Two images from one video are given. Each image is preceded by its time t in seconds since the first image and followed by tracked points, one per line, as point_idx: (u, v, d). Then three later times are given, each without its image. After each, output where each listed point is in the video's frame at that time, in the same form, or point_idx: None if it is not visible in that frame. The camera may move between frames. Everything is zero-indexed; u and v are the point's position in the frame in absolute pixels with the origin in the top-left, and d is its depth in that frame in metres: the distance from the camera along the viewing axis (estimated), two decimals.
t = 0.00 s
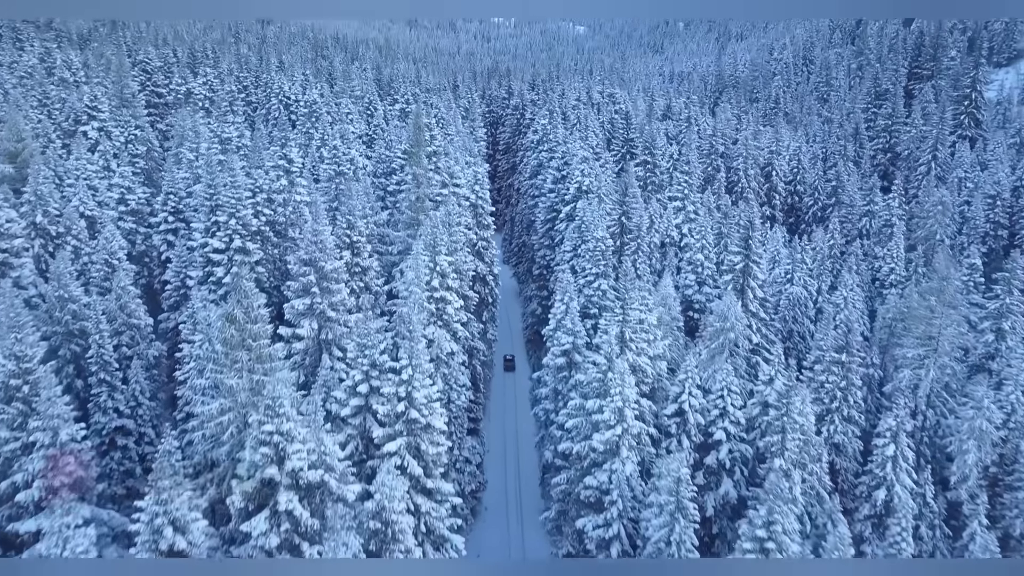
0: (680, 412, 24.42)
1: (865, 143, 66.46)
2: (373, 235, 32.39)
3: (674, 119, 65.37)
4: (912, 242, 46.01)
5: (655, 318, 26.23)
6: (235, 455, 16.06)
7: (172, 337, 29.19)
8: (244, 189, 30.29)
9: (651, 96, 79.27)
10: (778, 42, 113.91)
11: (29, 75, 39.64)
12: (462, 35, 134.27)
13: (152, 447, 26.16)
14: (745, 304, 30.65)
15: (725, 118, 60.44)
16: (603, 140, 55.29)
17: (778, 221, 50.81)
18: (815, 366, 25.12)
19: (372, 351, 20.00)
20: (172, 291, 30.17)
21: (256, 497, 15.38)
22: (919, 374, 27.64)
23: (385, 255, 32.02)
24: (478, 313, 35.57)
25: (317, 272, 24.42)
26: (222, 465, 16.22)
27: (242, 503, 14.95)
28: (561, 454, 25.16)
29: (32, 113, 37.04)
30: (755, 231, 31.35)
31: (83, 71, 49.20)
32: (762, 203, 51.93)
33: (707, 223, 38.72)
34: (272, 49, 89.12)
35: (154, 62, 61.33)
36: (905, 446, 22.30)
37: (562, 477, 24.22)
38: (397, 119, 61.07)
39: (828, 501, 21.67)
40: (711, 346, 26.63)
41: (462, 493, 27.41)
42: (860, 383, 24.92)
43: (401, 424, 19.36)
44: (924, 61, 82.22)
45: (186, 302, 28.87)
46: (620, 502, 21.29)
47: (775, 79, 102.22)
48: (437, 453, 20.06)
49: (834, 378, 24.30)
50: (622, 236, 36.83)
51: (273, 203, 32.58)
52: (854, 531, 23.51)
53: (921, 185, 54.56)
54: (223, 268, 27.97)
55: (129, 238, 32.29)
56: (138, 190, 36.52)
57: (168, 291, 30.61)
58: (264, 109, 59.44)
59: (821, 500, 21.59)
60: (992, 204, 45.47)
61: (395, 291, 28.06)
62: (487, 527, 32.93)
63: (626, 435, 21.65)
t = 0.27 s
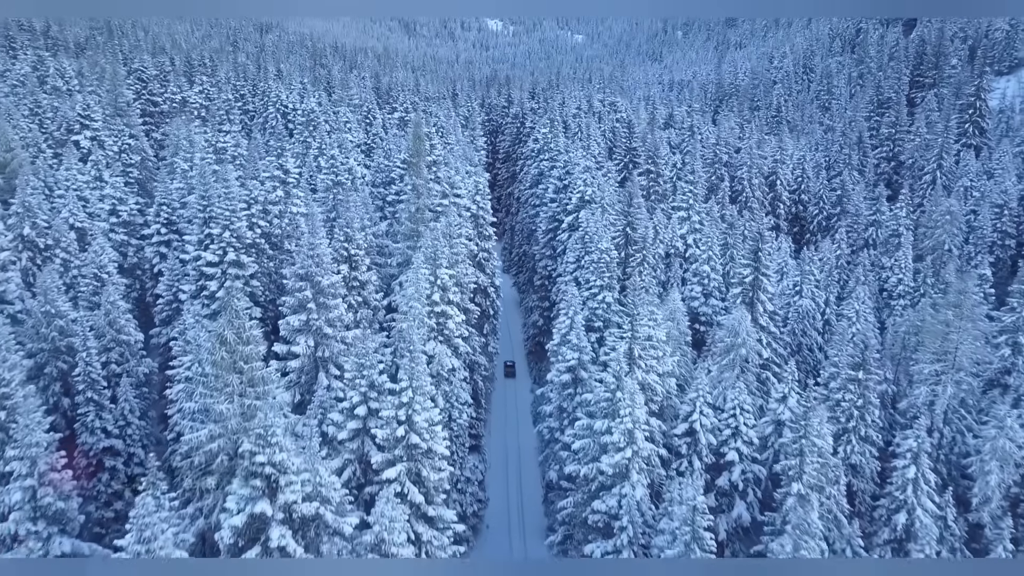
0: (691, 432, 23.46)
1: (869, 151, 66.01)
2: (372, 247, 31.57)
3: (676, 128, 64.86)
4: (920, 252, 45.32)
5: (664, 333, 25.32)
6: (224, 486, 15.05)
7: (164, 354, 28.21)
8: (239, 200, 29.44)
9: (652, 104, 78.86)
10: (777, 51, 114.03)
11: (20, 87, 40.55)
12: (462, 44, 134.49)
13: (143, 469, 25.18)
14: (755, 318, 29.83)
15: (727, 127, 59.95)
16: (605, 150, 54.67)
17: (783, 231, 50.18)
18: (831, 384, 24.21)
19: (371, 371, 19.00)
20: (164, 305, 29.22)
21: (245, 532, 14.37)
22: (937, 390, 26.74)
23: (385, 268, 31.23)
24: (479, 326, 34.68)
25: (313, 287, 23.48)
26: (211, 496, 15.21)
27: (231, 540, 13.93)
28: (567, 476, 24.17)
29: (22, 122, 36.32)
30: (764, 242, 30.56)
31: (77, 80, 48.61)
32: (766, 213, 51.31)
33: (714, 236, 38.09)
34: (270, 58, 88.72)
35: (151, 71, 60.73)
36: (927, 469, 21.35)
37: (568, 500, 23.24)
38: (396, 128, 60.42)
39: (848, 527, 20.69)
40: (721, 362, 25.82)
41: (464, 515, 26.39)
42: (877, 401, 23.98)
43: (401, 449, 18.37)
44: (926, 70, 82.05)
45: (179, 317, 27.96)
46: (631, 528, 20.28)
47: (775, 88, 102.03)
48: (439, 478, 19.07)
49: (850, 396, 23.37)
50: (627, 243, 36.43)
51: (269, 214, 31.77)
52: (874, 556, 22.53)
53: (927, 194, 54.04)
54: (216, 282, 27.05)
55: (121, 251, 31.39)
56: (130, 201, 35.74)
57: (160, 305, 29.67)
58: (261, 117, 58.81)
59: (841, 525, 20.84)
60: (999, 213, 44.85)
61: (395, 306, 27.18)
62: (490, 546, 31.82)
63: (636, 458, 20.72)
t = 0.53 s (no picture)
0: (700, 447, 22.66)
1: (872, 156, 65.59)
2: (371, 255, 30.85)
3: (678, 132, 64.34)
4: (927, 258, 44.74)
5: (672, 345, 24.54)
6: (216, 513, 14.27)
7: (157, 365, 27.44)
8: (235, 208, 28.70)
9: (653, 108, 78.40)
10: (778, 56, 113.94)
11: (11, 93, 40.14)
12: (461, 48, 134.11)
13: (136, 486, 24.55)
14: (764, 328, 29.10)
15: (730, 132, 59.45)
16: (606, 155, 54.11)
17: (788, 237, 49.68)
18: (844, 397, 23.47)
19: (370, 388, 18.15)
20: (158, 315, 28.48)
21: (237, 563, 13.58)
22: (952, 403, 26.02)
23: (385, 276, 30.52)
24: (481, 335, 33.92)
25: (310, 298, 22.71)
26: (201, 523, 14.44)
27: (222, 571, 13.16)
28: (573, 493, 23.42)
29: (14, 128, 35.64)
30: (773, 250, 29.91)
31: (71, 85, 47.87)
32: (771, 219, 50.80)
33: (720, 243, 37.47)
34: (267, 62, 88.11)
35: (146, 75, 60.03)
36: (946, 487, 20.60)
37: (574, 518, 22.45)
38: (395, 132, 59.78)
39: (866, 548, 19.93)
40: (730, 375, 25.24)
41: (466, 532, 25.58)
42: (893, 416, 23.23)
43: (401, 469, 17.58)
44: (927, 75, 81.69)
45: (173, 329, 27.24)
46: (641, 550, 19.51)
47: (776, 92, 101.67)
48: (441, 500, 18.30)
49: (865, 411, 22.60)
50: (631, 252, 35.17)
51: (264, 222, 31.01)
52: None
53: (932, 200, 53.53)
54: (211, 292, 26.30)
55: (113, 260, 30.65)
56: (123, 208, 34.59)
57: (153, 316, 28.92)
58: (258, 122, 58.16)
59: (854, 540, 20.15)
60: (1006, 219, 44.36)
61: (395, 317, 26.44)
62: (494, 553, 31.20)
63: (646, 477, 19.95)
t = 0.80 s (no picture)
0: (711, 463, 21.91)
1: (875, 159, 65.09)
2: (370, 262, 30.16)
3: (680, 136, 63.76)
4: (935, 263, 44.12)
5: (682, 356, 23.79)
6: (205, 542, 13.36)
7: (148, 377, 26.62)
8: (230, 213, 27.96)
9: (654, 111, 77.79)
10: (779, 58, 113.61)
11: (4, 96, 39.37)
12: (460, 50, 133.49)
13: (126, 502, 23.68)
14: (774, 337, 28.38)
15: (733, 135, 58.88)
16: (609, 159, 53.48)
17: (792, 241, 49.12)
18: (859, 410, 22.75)
19: (369, 405, 17.49)
20: (151, 325, 27.68)
21: None
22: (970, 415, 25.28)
23: (383, 284, 29.83)
24: (483, 343, 33.21)
25: (307, 309, 21.92)
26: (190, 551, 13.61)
27: None
28: (580, 511, 22.58)
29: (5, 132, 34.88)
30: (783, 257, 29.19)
31: (64, 87, 47.11)
32: (775, 223, 50.19)
33: (728, 248, 36.64)
34: (265, 64, 87.41)
35: (142, 77, 59.27)
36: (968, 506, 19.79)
37: (581, 538, 21.66)
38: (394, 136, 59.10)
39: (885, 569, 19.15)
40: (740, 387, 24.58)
41: (469, 549, 24.78)
42: (911, 430, 22.43)
43: (402, 491, 16.76)
44: (930, 77, 81.19)
45: (167, 338, 26.48)
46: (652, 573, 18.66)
47: (777, 94, 101.17)
48: (444, 522, 17.46)
49: (882, 425, 21.85)
50: (637, 258, 34.48)
51: (260, 228, 30.23)
52: None
53: (937, 203, 53.01)
54: (205, 300, 25.51)
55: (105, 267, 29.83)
56: (115, 214, 33.68)
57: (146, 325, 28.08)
58: (256, 124, 57.54)
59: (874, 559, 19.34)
60: (1014, 223, 43.67)
61: (396, 326, 25.71)
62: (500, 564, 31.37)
63: (656, 495, 19.19)
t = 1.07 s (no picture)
0: (725, 480, 21.02)
1: (880, 161, 64.41)
2: (370, 269, 29.31)
3: (684, 138, 62.93)
4: (945, 267, 43.25)
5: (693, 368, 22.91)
6: None
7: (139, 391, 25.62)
8: (226, 219, 27.07)
9: (656, 112, 76.99)
10: (780, 60, 112.97)
11: None
12: (460, 51, 132.66)
13: (115, 520, 22.47)
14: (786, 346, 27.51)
15: (737, 137, 58.13)
16: (612, 161, 52.63)
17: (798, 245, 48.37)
18: (879, 424, 21.84)
19: (368, 423, 16.64)
20: (142, 334, 26.73)
21: None
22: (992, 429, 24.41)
23: (383, 291, 28.98)
24: (486, 351, 32.35)
25: (304, 320, 21.01)
26: None
27: None
28: (588, 530, 21.67)
29: None
30: (796, 263, 28.26)
31: (57, 89, 46.18)
32: (781, 226, 49.43)
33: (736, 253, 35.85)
34: (263, 65, 86.50)
35: (137, 78, 58.33)
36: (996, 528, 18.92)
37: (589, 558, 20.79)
38: (393, 138, 58.22)
39: None
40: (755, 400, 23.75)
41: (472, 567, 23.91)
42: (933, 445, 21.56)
43: (404, 516, 15.85)
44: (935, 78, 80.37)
45: (159, 348, 25.48)
46: None
47: (780, 96, 100.42)
48: (448, 547, 16.55)
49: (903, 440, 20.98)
50: (643, 265, 33.70)
51: (256, 234, 29.30)
52: None
53: (945, 206, 52.30)
54: (199, 309, 24.58)
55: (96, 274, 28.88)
56: (107, 219, 32.69)
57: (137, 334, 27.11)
58: (253, 127, 56.70)
59: None
60: None
61: (397, 336, 24.84)
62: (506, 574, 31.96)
63: (670, 517, 18.30)
